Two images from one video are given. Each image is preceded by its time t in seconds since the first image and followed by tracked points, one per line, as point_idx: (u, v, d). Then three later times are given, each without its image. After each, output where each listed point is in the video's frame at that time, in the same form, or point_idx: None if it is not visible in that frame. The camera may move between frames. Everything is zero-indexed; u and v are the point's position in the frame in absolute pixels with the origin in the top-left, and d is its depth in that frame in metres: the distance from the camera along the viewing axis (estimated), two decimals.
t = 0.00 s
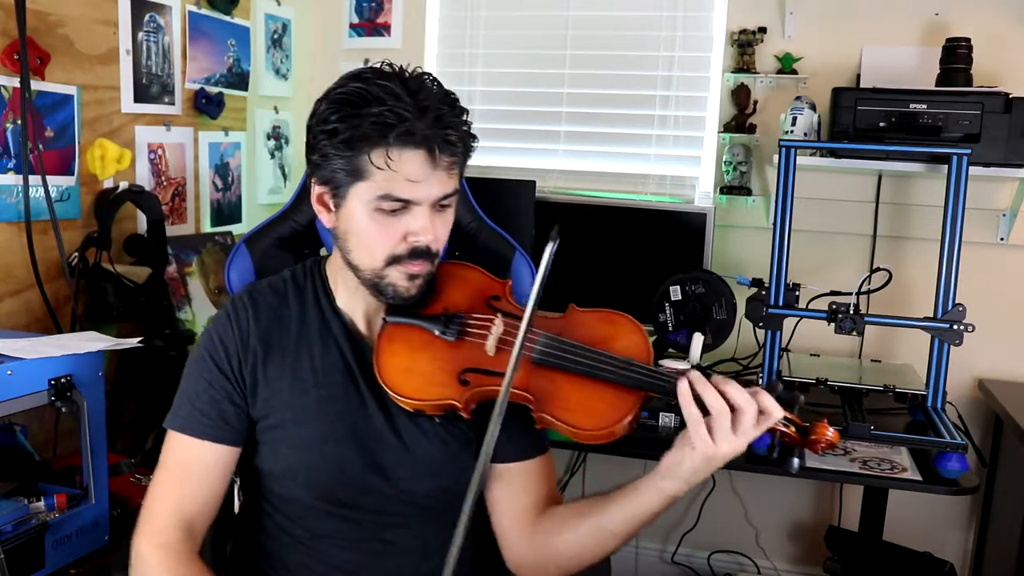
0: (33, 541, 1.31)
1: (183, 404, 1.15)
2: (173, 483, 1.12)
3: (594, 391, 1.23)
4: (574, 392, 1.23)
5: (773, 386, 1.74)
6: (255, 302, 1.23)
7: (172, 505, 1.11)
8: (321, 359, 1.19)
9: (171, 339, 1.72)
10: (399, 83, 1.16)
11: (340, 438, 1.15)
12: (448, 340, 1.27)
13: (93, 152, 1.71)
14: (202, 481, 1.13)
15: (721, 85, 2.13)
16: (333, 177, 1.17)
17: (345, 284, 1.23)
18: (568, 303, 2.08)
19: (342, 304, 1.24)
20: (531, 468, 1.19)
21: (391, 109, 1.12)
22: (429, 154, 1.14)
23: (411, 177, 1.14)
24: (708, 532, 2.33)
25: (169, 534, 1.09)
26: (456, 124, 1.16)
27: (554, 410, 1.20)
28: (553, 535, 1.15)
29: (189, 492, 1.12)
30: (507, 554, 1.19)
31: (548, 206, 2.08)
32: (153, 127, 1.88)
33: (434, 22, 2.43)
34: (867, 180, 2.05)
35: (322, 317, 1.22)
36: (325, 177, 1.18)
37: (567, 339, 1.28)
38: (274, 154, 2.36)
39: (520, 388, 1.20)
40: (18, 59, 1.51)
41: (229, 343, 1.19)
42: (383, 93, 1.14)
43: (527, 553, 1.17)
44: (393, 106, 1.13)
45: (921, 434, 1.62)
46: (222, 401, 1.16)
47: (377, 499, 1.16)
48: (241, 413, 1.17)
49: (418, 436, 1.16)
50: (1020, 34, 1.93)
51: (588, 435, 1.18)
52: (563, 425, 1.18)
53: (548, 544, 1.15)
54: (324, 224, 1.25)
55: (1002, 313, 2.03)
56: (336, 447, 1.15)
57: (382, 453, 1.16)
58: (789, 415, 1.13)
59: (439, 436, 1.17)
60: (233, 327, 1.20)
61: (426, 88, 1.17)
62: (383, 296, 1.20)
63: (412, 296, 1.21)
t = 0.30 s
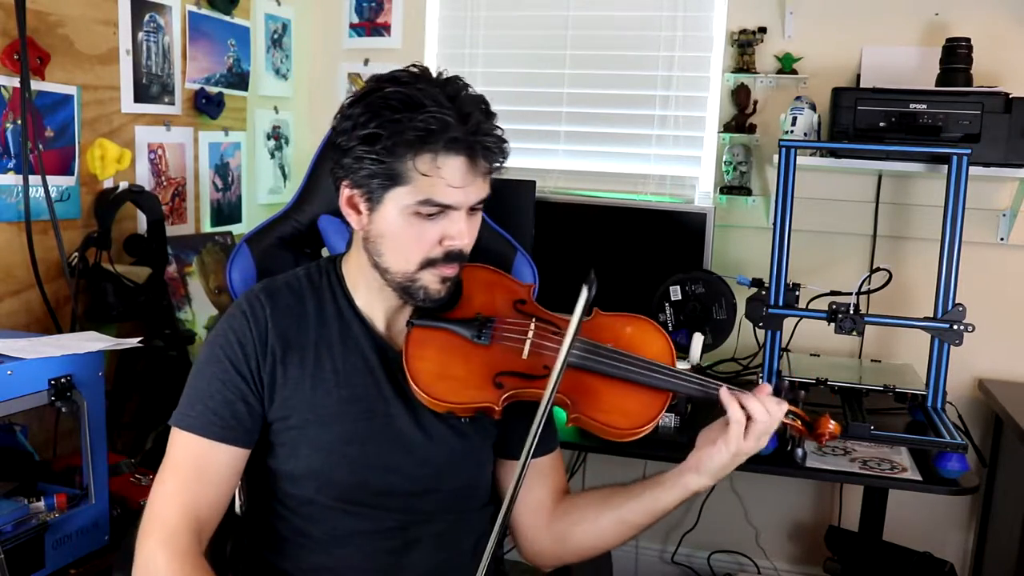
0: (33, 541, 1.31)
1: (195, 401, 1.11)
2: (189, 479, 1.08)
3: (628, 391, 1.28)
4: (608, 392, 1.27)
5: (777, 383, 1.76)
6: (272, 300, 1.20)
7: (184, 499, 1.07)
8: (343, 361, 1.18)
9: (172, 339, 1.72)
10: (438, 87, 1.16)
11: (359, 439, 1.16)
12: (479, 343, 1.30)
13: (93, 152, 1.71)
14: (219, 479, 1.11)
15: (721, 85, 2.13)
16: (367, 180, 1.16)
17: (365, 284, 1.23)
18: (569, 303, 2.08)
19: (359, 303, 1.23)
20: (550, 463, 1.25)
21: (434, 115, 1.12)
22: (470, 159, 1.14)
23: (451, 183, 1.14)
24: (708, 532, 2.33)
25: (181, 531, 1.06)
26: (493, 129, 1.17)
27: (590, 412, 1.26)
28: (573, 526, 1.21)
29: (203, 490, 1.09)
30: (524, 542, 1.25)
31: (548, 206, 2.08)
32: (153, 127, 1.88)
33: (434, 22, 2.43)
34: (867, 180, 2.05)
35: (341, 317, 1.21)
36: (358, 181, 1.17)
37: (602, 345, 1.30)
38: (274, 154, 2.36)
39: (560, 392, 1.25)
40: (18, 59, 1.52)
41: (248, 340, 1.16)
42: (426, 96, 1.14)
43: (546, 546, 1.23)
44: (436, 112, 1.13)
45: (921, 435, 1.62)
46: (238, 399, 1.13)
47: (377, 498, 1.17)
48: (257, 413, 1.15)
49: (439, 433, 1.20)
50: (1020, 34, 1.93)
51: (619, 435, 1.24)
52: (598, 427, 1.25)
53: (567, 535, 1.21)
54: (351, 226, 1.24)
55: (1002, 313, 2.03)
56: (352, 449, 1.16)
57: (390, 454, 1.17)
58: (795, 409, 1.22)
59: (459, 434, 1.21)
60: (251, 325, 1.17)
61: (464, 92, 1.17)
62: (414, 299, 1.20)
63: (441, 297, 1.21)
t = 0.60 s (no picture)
0: (33, 541, 1.31)
1: (195, 393, 1.11)
2: (186, 465, 1.06)
3: (618, 381, 1.30)
4: (596, 381, 1.30)
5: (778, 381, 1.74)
6: (269, 295, 1.21)
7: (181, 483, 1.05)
8: (339, 356, 1.19)
9: (172, 339, 1.72)
10: (423, 82, 1.19)
11: (355, 432, 1.16)
12: (471, 332, 1.32)
13: (93, 152, 1.71)
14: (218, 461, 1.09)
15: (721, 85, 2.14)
16: (356, 174, 1.19)
17: (361, 280, 1.24)
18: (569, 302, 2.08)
19: (354, 298, 1.24)
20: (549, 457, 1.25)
21: (418, 108, 1.15)
22: (456, 151, 1.17)
23: (437, 174, 1.17)
24: (708, 532, 2.33)
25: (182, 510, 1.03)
26: (479, 122, 1.20)
27: (581, 398, 1.27)
28: (577, 526, 1.21)
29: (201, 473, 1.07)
30: (522, 538, 1.25)
31: (548, 207, 2.08)
32: (153, 127, 1.88)
33: (434, 22, 2.43)
34: (867, 180, 2.05)
35: (337, 313, 1.22)
36: (347, 175, 1.20)
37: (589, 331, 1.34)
38: (274, 154, 2.36)
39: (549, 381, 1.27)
40: (18, 59, 1.51)
41: (246, 334, 1.17)
42: (410, 91, 1.17)
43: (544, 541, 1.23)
44: (421, 105, 1.15)
45: (921, 434, 1.62)
46: (238, 393, 1.13)
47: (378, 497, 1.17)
48: (256, 411, 1.14)
49: (433, 425, 1.20)
50: (1020, 34, 1.93)
51: (610, 420, 1.25)
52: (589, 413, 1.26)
53: (569, 533, 1.22)
54: (343, 221, 1.27)
55: (1002, 313, 2.03)
56: (348, 444, 1.16)
57: (387, 449, 1.17)
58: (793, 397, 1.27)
59: (455, 427, 1.21)
60: (249, 319, 1.18)
61: (450, 89, 1.20)
62: (405, 292, 1.22)
63: (433, 290, 1.23)
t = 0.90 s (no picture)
0: (33, 541, 1.31)
1: (192, 390, 1.11)
2: (189, 456, 1.06)
3: (586, 373, 1.27)
4: (563, 372, 1.27)
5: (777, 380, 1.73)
6: (256, 296, 1.22)
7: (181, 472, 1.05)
8: (324, 352, 1.19)
9: (172, 339, 1.72)
10: (375, 81, 1.18)
11: (339, 427, 1.16)
12: (441, 329, 1.34)
13: (93, 152, 1.71)
14: (218, 451, 1.09)
15: (721, 85, 2.14)
16: (318, 177, 1.19)
17: (340, 281, 1.24)
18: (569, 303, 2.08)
19: (336, 299, 1.25)
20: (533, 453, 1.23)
21: (367, 108, 1.14)
22: (409, 150, 1.16)
23: (392, 174, 1.16)
24: (708, 532, 2.33)
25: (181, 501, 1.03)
26: (434, 118, 1.18)
27: (547, 391, 1.24)
28: (558, 519, 1.20)
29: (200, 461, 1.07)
30: (510, 531, 1.25)
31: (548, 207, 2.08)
32: (153, 127, 1.88)
33: (434, 22, 2.43)
34: (867, 180, 2.05)
35: (321, 312, 1.22)
36: (310, 179, 1.21)
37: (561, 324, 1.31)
38: (274, 154, 2.36)
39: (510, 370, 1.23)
40: (18, 59, 1.51)
41: (234, 333, 1.17)
42: (359, 92, 1.16)
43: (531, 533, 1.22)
44: (370, 105, 1.15)
45: (921, 434, 1.62)
46: (233, 389, 1.13)
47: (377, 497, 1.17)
48: (251, 401, 1.15)
49: (414, 422, 1.19)
50: (1019, 34, 1.93)
51: (578, 414, 1.22)
52: (555, 406, 1.23)
53: (551, 527, 1.21)
54: (317, 224, 1.27)
55: (1002, 313, 2.03)
56: (333, 440, 1.15)
57: (379, 445, 1.17)
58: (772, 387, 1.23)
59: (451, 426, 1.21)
60: (235, 319, 1.18)
61: (403, 85, 1.19)
62: (376, 290, 1.21)
63: (404, 288, 1.23)
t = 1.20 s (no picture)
0: (33, 541, 1.31)
1: (170, 395, 1.16)
2: (165, 462, 1.10)
3: (572, 371, 1.29)
4: (552, 370, 1.29)
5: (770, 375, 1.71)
6: (240, 302, 1.25)
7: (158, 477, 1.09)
8: (306, 354, 1.20)
9: (171, 338, 1.72)
10: (350, 77, 1.18)
11: (330, 430, 1.17)
12: (427, 327, 1.32)
13: (93, 152, 1.71)
14: (197, 463, 1.13)
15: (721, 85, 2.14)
16: (298, 177, 1.20)
17: (326, 283, 1.25)
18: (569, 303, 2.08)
19: (323, 302, 1.26)
20: (526, 448, 1.24)
21: (342, 103, 1.15)
22: (386, 143, 1.16)
23: (371, 168, 1.16)
24: (708, 532, 2.33)
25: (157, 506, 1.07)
26: (411, 110, 1.18)
27: (536, 389, 1.26)
28: (555, 517, 1.18)
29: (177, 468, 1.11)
30: (511, 531, 1.24)
31: (548, 206, 2.07)
32: (153, 127, 1.88)
33: (434, 22, 2.43)
34: (867, 180, 2.05)
35: (306, 314, 1.24)
36: (291, 180, 1.22)
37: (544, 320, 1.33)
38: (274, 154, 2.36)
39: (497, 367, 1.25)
40: (18, 59, 1.51)
41: (215, 339, 1.21)
42: (334, 87, 1.17)
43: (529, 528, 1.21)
44: (346, 100, 1.15)
45: (921, 434, 1.62)
46: (213, 394, 1.17)
47: (374, 498, 1.18)
48: (232, 408, 1.18)
49: (411, 423, 1.20)
50: (1019, 34, 1.93)
51: (569, 411, 1.24)
52: (544, 404, 1.24)
53: (551, 523, 1.19)
54: (301, 227, 1.28)
55: (1002, 313, 2.03)
56: (326, 442, 1.16)
57: (371, 445, 1.18)
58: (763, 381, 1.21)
59: (449, 426, 1.21)
60: (218, 325, 1.22)
61: (378, 80, 1.20)
62: (364, 289, 1.21)
63: (392, 285, 1.22)
